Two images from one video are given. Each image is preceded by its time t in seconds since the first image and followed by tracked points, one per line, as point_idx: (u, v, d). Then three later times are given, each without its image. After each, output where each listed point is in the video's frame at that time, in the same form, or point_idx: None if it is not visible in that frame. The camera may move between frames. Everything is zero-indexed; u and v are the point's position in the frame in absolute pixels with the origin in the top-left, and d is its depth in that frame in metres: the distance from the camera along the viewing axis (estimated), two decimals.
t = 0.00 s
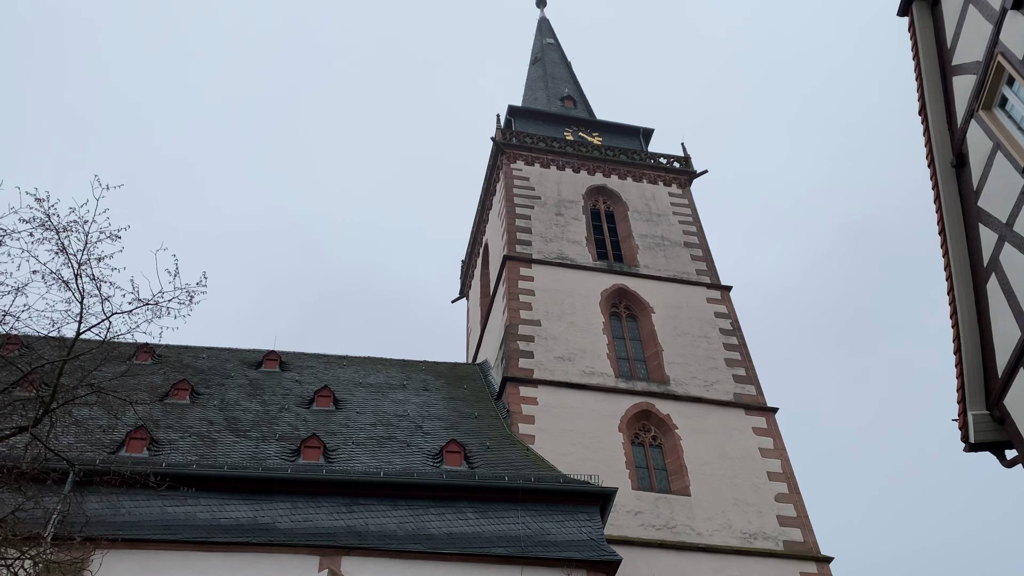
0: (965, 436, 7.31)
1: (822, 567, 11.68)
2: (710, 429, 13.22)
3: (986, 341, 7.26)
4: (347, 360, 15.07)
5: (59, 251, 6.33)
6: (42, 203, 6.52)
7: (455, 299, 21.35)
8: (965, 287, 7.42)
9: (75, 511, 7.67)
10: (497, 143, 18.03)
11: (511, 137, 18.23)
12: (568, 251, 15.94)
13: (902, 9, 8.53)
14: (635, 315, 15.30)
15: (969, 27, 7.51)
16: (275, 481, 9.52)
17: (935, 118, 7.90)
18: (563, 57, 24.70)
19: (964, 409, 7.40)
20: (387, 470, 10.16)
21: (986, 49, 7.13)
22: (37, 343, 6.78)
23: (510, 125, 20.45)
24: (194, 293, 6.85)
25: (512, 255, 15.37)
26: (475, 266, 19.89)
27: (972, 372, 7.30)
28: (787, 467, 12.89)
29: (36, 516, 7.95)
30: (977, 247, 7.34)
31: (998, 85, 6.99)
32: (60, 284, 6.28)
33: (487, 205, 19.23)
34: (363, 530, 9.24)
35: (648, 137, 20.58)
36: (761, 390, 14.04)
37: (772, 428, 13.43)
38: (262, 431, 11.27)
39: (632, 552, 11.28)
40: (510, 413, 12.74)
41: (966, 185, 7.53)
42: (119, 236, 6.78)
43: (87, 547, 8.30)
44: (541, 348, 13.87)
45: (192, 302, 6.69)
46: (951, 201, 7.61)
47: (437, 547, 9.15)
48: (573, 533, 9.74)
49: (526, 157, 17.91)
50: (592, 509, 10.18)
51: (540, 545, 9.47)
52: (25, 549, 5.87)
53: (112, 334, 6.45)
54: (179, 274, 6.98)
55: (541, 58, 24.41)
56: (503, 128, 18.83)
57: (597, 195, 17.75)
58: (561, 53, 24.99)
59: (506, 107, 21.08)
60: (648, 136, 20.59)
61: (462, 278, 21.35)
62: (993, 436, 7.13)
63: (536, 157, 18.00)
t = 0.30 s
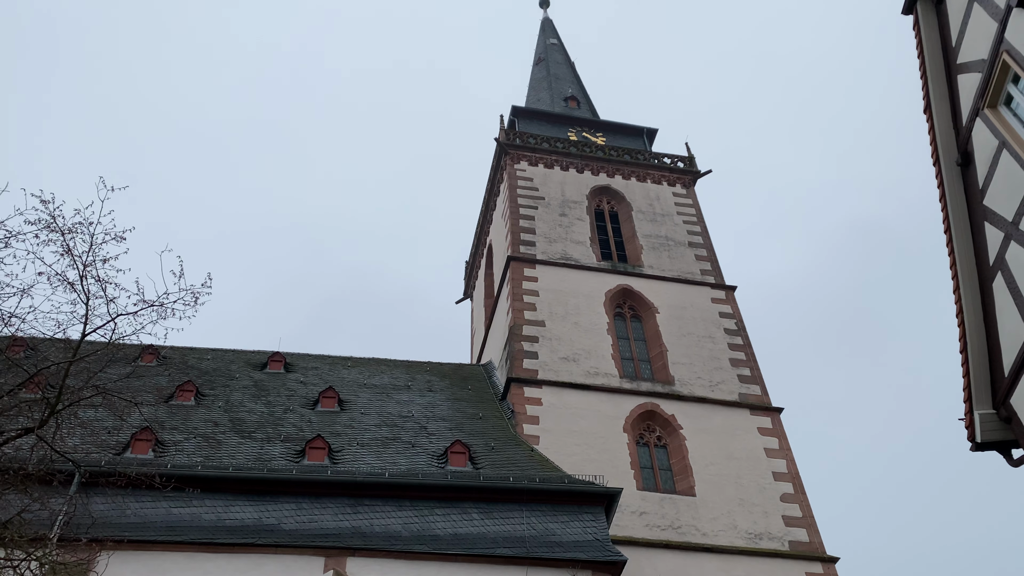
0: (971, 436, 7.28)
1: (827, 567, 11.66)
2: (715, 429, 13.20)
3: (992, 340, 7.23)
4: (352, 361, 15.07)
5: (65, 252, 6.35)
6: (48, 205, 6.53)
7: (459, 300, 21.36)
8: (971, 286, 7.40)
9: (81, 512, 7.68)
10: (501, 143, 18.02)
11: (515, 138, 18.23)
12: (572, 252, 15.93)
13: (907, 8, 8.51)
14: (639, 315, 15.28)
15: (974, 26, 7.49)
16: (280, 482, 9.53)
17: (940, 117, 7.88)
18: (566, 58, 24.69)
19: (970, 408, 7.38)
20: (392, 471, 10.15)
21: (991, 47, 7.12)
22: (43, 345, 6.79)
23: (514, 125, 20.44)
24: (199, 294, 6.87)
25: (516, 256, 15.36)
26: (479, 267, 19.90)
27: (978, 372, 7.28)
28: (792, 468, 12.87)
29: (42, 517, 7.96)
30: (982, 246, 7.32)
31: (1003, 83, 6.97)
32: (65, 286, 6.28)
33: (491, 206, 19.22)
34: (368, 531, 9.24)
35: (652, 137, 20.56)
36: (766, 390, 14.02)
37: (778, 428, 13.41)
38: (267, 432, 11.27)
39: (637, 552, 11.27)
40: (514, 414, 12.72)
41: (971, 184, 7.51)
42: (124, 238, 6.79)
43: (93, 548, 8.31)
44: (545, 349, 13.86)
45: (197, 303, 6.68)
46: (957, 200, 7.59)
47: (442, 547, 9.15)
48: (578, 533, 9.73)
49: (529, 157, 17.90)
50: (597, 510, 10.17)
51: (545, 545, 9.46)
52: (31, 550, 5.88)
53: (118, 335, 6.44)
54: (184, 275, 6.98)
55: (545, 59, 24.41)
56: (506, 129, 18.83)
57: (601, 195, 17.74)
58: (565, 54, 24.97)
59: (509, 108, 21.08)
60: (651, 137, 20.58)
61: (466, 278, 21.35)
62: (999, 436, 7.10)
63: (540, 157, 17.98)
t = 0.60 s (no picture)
0: (976, 436, 7.26)
1: (832, 567, 11.64)
2: (719, 429, 13.19)
3: (997, 340, 7.22)
4: (355, 362, 15.08)
5: (69, 254, 6.35)
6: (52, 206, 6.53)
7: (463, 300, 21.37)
8: (975, 286, 7.39)
9: (85, 513, 7.69)
10: (503, 144, 18.02)
11: (517, 138, 18.23)
12: (575, 252, 15.93)
13: (910, 6, 8.50)
14: (642, 315, 15.27)
15: (978, 24, 7.48)
16: (284, 482, 9.54)
17: (944, 116, 7.87)
18: (569, 58, 24.68)
19: (976, 408, 7.36)
20: (396, 472, 10.16)
21: (995, 45, 7.10)
22: (47, 346, 6.79)
23: (516, 126, 20.44)
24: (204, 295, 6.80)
25: (519, 256, 15.37)
26: (482, 268, 19.92)
27: (983, 371, 7.26)
28: (796, 468, 12.86)
29: (47, 518, 7.98)
30: (987, 245, 7.31)
31: (1007, 82, 6.96)
32: (70, 287, 6.28)
33: (493, 206, 19.23)
34: (372, 532, 9.24)
35: (655, 137, 20.55)
36: (769, 390, 14.01)
37: (781, 428, 13.39)
38: (271, 433, 11.28)
39: (641, 553, 11.26)
40: (518, 415, 12.72)
41: (975, 183, 7.50)
42: (128, 239, 6.78)
43: (97, 549, 8.32)
44: (548, 349, 13.86)
45: (201, 305, 6.67)
46: (961, 199, 7.57)
47: (447, 548, 9.15)
48: (582, 533, 9.72)
49: (532, 158, 17.90)
50: (601, 510, 10.16)
51: (550, 546, 9.46)
52: (37, 551, 5.88)
53: (122, 337, 6.43)
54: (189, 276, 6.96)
55: (547, 59, 24.41)
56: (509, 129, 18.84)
57: (604, 196, 17.74)
58: (567, 54, 24.97)
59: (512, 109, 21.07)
60: (654, 137, 20.58)
61: (469, 279, 21.37)
62: (1005, 435, 7.08)
63: (543, 158, 17.98)
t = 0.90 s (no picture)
0: (980, 435, 7.23)
1: (835, 567, 11.62)
2: (722, 429, 13.18)
3: (1001, 339, 7.20)
4: (358, 362, 15.09)
5: (72, 254, 6.35)
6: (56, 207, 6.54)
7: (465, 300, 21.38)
8: (979, 285, 7.37)
9: (89, 513, 7.70)
10: (506, 144, 18.02)
11: (520, 138, 18.24)
12: (578, 252, 15.93)
13: (913, 6, 8.48)
14: (645, 315, 15.27)
15: (981, 23, 7.46)
16: (287, 482, 9.54)
17: (948, 115, 7.85)
18: (571, 58, 24.68)
19: (979, 407, 7.34)
20: (398, 472, 10.16)
21: (998, 44, 7.09)
22: (51, 346, 6.80)
23: (519, 126, 20.44)
24: (207, 296, 6.83)
25: (521, 256, 15.36)
26: (485, 268, 19.92)
27: (986, 371, 7.25)
28: (799, 468, 12.84)
29: (51, 518, 7.99)
30: (990, 244, 7.30)
31: (1011, 81, 6.94)
32: (74, 287, 6.29)
33: (496, 206, 19.23)
34: (375, 532, 9.24)
35: (657, 137, 20.55)
36: (772, 389, 14.00)
37: (784, 428, 13.38)
38: (274, 433, 11.29)
39: (644, 553, 11.25)
40: (521, 415, 12.72)
41: (979, 182, 7.48)
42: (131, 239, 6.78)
43: (101, 549, 8.33)
44: (551, 349, 13.86)
45: (204, 305, 6.68)
46: (965, 198, 7.55)
47: (450, 548, 9.15)
48: (585, 533, 9.72)
49: (535, 158, 17.90)
50: (604, 510, 10.16)
51: (553, 546, 9.45)
52: (40, 551, 5.89)
53: (125, 337, 6.44)
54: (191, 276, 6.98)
55: (550, 59, 24.40)
56: (511, 129, 18.83)
57: (607, 195, 17.73)
58: (570, 54, 24.96)
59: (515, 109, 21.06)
60: (657, 136, 20.57)
61: (471, 279, 21.37)
62: (1009, 435, 7.06)
63: (545, 158, 17.98)
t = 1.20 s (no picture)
0: (982, 435, 7.21)
1: (838, 568, 11.62)
2: (724, 430, 13.18)
3: (1003, 339, 7.19)
4: (360, 363, 15.10)
5: (75, 255, 6.36)
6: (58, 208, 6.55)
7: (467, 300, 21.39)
8: (981, 284, 7.36)
9: (92, 514, 7.71)
10: (508, 144, 18.03)
11: (522, 139, 18.24)
12: (579, 252, 15.93)
13: (914, 6, 8.49)
14: (647, 315, 15.27)
15: (983, 23, 7.46)
16: (289, 483, 9.54)
17: (950, 116, 7.85)
18: (573, 59, 24.68)
19: (981, 408, 7.33)
20: (400, 472, 10.17)
21: (1000, 45, 7.09)
22: (53, 347, 6.81)
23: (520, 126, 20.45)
24: (209, 296, 6.85)
25: (523, 256, 15.37)
26: (486, 269, 19.93)
27: (988, 370, 7.24)
28: (801, 468, 12.83)
29: (53, 519, 7.99)
30: (993, 244, 7.29)
31: (1013, 80, 6.94)
32: (75, 288, 6.30)
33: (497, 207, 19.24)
34: (377, 533, 9.25)
35: (659, 138, 20.55)
36: (774, 390, 13.99)
37: (786, 429, 13.38)
38: (276, 434, 11.30)
39: (646, 553, 11.25)
40: (522, 415, 12.72)
41: (981, 182, 7.48)
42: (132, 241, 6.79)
43: (103, 550, 8.33)
44: (553, 350, 13.86)
45: (206, 306, 6.69)
46: (966, 198, 7.55)
47: (452, 549, 9.15)
48: (587, 534, 9.72)
49: (537, 158, 17.91)
50: (606, 510, 10.16)
51: (555, 546, 9.45)
52: (43, 552, 5.89)
53: (127, 338, 6.45)
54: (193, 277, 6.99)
55: (551, 59, 24.41)
56: (513, 130, 18.84)
57: (609, 196, 17.73)
58: (571, 54, 24.97)
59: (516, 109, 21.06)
60: (658, 137, 20.57)
61: (473, 280, 21.39)
62: (1010, 435, 7.04)
63: (547, 158, 17.98)
